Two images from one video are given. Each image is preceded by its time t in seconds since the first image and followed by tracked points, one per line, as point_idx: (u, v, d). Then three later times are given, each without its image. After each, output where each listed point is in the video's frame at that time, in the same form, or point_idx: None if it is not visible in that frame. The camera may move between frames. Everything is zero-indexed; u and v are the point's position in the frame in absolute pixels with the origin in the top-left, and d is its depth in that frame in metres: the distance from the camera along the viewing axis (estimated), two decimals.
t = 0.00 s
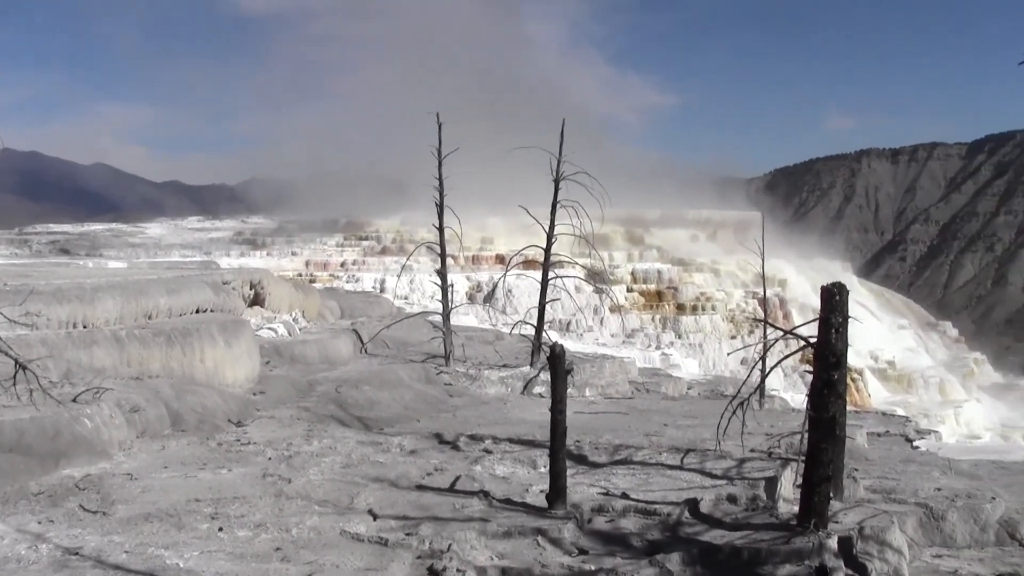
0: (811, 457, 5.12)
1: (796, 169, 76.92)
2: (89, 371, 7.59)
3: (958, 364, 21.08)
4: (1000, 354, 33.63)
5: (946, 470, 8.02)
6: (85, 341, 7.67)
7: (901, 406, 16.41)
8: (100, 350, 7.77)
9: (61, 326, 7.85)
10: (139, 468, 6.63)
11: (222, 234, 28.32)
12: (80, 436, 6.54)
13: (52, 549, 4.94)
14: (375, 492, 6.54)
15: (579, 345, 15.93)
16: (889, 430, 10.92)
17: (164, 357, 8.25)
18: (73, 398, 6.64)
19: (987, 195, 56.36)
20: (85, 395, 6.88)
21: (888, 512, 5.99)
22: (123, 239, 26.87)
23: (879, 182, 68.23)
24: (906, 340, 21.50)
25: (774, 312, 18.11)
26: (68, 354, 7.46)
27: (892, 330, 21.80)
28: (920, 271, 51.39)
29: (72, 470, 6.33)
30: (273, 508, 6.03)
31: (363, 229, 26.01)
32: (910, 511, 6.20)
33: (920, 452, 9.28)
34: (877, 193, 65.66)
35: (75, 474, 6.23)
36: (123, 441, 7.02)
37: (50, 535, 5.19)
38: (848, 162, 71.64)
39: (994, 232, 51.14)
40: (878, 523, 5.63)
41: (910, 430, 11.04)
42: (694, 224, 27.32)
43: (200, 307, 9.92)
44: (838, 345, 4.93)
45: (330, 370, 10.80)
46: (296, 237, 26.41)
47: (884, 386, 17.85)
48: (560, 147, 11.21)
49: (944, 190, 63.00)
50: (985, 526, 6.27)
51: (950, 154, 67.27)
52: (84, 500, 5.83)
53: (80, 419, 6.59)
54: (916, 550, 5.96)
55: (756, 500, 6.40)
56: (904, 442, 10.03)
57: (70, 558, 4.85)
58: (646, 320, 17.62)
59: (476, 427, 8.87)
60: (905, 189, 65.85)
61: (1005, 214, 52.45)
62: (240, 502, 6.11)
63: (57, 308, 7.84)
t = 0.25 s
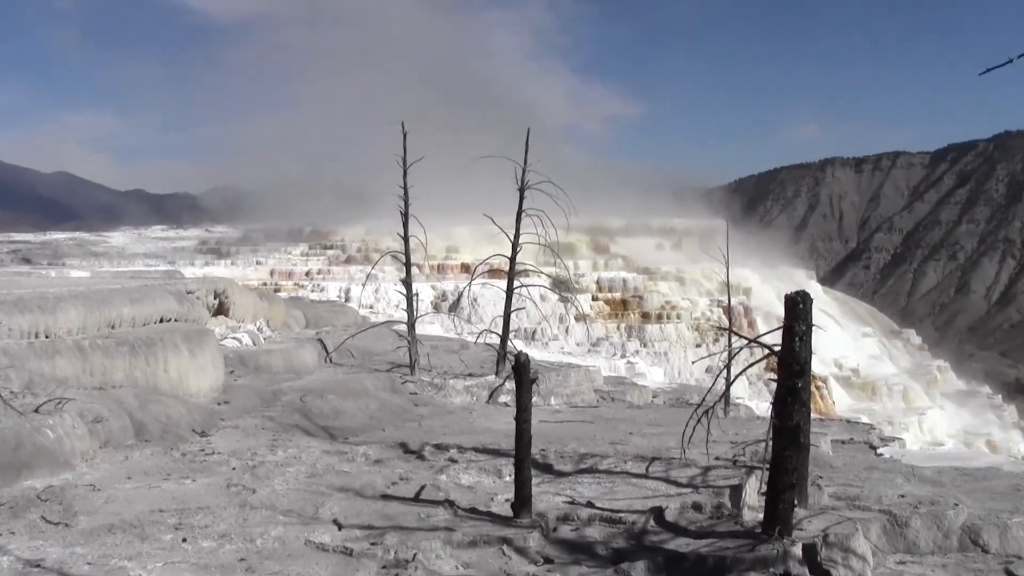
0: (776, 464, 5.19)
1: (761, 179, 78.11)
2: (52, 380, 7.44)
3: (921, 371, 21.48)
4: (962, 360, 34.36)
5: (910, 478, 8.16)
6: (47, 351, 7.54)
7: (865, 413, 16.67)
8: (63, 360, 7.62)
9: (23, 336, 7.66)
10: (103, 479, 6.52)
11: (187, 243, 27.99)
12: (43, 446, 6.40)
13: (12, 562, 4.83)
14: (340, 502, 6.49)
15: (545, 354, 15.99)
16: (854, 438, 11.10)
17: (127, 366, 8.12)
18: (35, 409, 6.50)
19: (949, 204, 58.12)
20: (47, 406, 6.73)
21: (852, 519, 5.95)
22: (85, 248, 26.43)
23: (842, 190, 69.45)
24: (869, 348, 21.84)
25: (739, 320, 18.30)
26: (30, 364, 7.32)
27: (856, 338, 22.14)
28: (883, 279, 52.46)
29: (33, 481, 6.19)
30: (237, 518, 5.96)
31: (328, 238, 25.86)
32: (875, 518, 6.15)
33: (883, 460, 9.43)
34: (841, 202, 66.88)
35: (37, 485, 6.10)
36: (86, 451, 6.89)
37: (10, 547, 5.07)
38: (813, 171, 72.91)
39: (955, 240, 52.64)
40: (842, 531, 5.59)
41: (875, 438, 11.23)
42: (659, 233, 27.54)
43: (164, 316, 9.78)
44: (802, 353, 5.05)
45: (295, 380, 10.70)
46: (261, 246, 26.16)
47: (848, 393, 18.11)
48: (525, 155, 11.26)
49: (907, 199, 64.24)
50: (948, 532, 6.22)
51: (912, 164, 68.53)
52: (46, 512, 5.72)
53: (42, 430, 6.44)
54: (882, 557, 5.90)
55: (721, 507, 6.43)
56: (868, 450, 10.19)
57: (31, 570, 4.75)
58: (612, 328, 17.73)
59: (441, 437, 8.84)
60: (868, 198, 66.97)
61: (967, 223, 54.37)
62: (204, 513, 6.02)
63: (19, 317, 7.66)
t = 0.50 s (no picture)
0: (739, 471, 5.27)
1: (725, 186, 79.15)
2: (12, 388, 7.24)
3: (883, 378, 21.85)
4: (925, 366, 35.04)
5: (872, 484, 8.30)
6: (8, 358, 7.33)
7: (829, 420, 16.91)
8: (23, 368, 7.43)
9: None
10: (64, 488, 6.40)
11: (149, 250, 27.60)
12: (3, 455, 6.23)
13: None
14: (304, 510, 6.43)
15: (510, 361, 16.02)
16: (817, 444, 11.27)
17: (90, 373, 7.97)
18: None
19: (912, 212, 59.90)
20: (7, 414, 6.56)
21: (816, 526, 6.05)
22: (45, 254, 25.96)
23: (805, 198, 70.54)
24: (833, 355, 22.16)
25: (703, 327, 18.48)
26: None
27: (820, 345, 22.45)
28: (846, 286, 53.61)
29: None
30: (200, 526, 5.88)
31: (292, 245, 25.64)
32: (838, 523, 6.25)
33: (846, 466, 9.59)
34: (804, 209, 68.03)
35: None
36: (48, 460, 6.77)
37: None
38: (777, 177, 73.99)
39: (917, 246, 54.22)
40: (806, 537, 5.69)
41: (838, 444, 11.42)
42: (624, 241, 27.72)
43: (127, 324, 9.62)
44: (765, 361, 5.13)
45: (259, 387, 10.58)
46: (224, 253, 25.87)
47: (813, 400, 18.34)
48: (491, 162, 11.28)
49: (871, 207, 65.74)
50: (910, 537, 6.28)
51: (874, 172, 69.71)
52: (5, 521, 5.60)
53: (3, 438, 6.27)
54: (845, 563, 6.00)
55: (685, 514, 6.48)
56: (831, 456, 10.35)
57: None
58: (577, 335, 17.80)
59: (405, 444, 8.80)
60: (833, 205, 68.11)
61: (929, 230, 55.70)
62: (166, 521, 5.94)
63: None
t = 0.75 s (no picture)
0: (706, 479, 5.32)
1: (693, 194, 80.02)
2: None
3: (849, 385, 22.16)
4: (891, 373, 35.58)
5: (839, 491, 8.43)
6: None
7: (795, 427, 17.12)
8: None
9: None
10: (26, 495, 6.32)
11: (115, 255, 27.24)
12: None
13: None
14: (270, 517, 6.37)
15: (477, 368, 16.04)
16: (783, 451, 11.41)
17: (55, 381, 7.73)
18: None
19: (879, 220, 60.99)
20: None
21: (782, 533, 6.16)
22: (8, 259, 25.51)
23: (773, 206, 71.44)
24: (800, 362, 22.43)
25: (670, 334, 18.62)
26: None
27: (787, 352, 22.72)
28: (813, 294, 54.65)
29: None
30: (165, 534, 5.80)
31: (259, 251, 25.42)
32: (804, 531, 6.35)
33: (812, 472, 9.72)
34: (771, 217, 68.97)
35: None
36: (10, 468, 6.69)
37: None
38: (743, 186, 74.88)
39: (884, 254, 55.41)
40: (772, 544, 5.80)
41: (804, 451, 11.58)
42: (591, 248, 27.82)
43: (92, 330, 9.46)
44: (731, 368, 5.21)
45: (225, 394, 10.47)
46: (192, 259, 25.58)
47: (779, 408, 18.54)
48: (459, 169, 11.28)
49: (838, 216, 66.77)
50: (876, 544, 6.36)
51: (840, 181, 70.85)
52: None
53: None
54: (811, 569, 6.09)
55: (651, 521, 6.52)
56: (797, 463, 10.48)
57: None
58: (544, 342, 17.85)
59: (372, 451, 8.76)
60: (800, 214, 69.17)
61: (895, 239, 56.80)
62: (132, 529, 5.87)
63: None
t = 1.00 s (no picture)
0: (673, 482, 5.36)
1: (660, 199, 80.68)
2: None
3: (816, 389, 22.44)
4: (858, 377, 36.06)
5: (805, 495, 8.55)
6: None
7: (762, 431, 17.30)
8: None
9: None
10: None
11: (79, 258, 26.79)
12: None
13: None
14: (236, 521, 6.32)
15: (445, 372, 16.04)
16: (750, 455, 11.54)
17: (18, 385, 7.51)
18: None
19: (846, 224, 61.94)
20: None
21: (749, 537, 6.24)
22: None
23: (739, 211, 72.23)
24: (766, 366, 22.69)
25: (637, 338, 18.74)
26: None
27: (753, 356, 22.96)
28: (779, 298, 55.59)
29: None
30: (131, 538, 5.74)
31: (226, 254, 25.15)
32: (771, 534, 6.44)
33: (778, 476, 9.85)
34: (737, 222, 69.78)
35: None
36: None
37: None
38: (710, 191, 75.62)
39: (851, 258, 56.37)
40: (739, 547, 5.88)
41: (771, 455, 11.74)
42: (558, 252, 27.89)
43: (57, 333, 9.27)
44: (698, 372, 5.27)
45: (191, 397, 10.34)
46: (158, 262, 25.24)
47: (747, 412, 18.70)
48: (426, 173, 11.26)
49: (804, 221, 67.73)
50: (842, 547, 6.45)
51: (806, 186, 71.82)
52: None
53: None
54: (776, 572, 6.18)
55: (618, 524, 6.55)
56: (764, 467, 10.60)
57: None
58: (511, 346, 17.86)
59: (338, 455, 8.71)
60: (767, 218, 70.06)
61: (861, 242, 57.86)
62: (96, 533, 5.80)
63: None
